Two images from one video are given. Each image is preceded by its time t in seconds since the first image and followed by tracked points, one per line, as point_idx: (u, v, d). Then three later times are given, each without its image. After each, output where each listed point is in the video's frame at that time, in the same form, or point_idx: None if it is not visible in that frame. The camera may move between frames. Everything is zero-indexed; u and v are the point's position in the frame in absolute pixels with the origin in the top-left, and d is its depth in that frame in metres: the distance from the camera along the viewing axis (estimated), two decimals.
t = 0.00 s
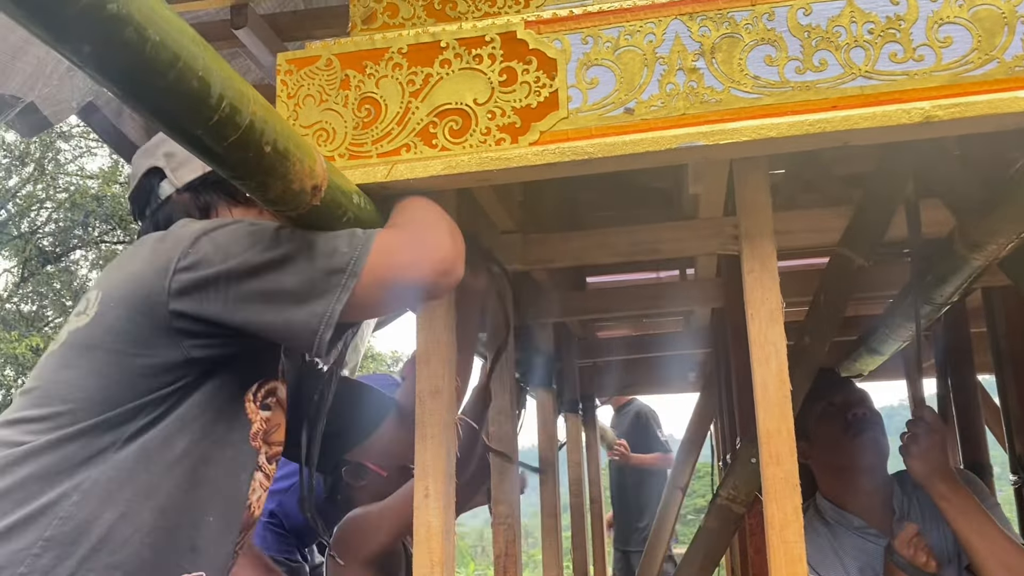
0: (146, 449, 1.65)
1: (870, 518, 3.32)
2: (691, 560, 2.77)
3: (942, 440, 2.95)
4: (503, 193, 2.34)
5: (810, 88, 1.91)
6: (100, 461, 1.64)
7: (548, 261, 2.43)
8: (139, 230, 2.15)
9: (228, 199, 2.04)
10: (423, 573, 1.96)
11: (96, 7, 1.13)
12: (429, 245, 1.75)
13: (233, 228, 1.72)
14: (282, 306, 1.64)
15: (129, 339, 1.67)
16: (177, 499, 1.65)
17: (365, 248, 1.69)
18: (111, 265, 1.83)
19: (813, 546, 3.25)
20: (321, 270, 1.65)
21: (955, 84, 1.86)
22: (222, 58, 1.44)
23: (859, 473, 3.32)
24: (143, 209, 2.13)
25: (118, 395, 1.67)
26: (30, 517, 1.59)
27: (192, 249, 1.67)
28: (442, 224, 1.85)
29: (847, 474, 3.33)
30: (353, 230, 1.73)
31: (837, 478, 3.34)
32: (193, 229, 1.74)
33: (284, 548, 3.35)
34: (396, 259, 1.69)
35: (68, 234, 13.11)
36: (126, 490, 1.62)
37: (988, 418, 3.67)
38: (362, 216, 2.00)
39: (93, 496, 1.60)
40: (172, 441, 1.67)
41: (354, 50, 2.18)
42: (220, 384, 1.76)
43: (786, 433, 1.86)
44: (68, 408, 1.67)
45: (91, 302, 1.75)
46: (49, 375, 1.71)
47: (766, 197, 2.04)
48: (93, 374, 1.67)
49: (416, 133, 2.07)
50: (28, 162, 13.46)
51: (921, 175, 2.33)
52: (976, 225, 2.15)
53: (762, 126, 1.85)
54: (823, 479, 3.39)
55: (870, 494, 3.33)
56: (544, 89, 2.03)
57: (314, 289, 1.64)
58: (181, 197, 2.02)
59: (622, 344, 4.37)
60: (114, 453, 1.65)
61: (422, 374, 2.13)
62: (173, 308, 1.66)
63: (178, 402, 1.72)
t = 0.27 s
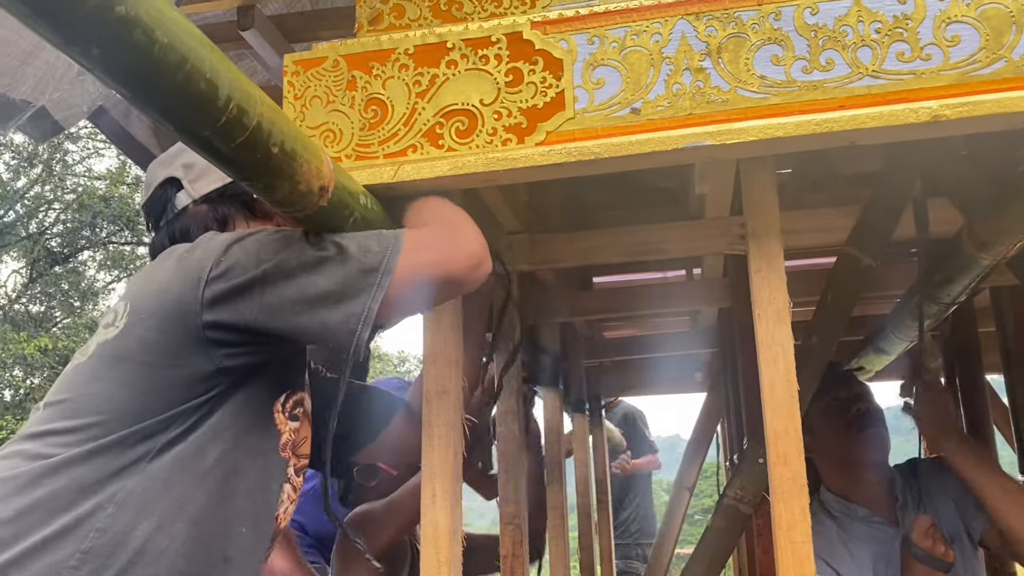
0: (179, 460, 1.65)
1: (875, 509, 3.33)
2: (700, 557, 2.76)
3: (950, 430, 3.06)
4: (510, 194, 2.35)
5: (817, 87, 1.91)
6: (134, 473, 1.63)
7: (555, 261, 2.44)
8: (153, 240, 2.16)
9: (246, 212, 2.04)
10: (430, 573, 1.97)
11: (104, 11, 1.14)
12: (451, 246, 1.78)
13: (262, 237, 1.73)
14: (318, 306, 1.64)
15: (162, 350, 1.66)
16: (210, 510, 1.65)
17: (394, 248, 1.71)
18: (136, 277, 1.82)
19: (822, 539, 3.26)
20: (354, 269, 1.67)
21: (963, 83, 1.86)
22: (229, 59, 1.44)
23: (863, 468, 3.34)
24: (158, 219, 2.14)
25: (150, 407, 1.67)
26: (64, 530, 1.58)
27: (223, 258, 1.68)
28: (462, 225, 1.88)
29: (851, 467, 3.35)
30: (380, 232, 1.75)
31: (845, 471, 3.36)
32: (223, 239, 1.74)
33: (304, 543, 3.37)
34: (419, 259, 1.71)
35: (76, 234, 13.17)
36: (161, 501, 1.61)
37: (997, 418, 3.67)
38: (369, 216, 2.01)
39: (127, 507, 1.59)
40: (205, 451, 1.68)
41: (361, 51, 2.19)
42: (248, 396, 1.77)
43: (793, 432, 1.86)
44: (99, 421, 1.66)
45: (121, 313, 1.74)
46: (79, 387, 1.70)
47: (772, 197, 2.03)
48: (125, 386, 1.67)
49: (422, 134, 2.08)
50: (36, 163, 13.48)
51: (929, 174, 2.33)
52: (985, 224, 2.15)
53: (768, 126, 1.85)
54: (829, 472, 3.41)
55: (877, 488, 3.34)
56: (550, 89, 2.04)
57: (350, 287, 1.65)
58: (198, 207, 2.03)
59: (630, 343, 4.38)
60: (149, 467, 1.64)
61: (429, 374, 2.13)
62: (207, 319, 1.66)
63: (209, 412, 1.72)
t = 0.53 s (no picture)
0: (195, 462, 1.66)
1: (877, 512, 3.30)
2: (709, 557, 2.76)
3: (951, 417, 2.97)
4: (516, 192, 2.35)
5: (824, 85, 1.90)
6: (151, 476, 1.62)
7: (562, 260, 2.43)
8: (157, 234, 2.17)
9: (250, 207, 2.05)
10: (438, 572, 1.97)
11: (112, 10, 1.14)
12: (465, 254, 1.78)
13: (278, 237, 1.74)
14: (332, 307, 1.65)
15: (175, 347, 1.65)
16: (227, 513, 1.66)
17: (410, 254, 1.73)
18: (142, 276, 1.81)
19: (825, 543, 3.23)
20: (370, 273, 1.68)
21: (971, 80, 1.85)
22: (236, 58, 1.45)
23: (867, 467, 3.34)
24: (162, 212, 2.14)
25: (163, 409, 1.66)
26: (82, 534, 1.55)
27: (239, 256, 1.68)
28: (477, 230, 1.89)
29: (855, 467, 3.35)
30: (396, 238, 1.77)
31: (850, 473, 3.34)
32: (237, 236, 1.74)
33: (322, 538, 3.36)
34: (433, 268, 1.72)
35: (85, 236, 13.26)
36: (176, 506, 1.61)
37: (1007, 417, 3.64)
38: (376, 215, 2.01)
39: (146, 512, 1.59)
40: (220, 457, 1.68)
41: (368, 51, 2.19)
42: (263, 399, 1.78)
43: (802, 431, 1.86)
44: (110, 421, 1.63)
45: (130, 312, 1.72)
46: (89, 388, 1.66)
47: (780, 195, 2.03)
48: (140, 385, 1.65)
49: (429, 133, 2.08)
50: (45, 165, 13.54)
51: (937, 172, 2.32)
52: (994, 221, 2.13)
53: (776, 123, 1.84)
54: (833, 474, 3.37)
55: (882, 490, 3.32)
56: (556, 88, 2.04)
57: (366, 291, 1.66)
58: (203, 202, 2.04)
59: (637, 343, 4.37)
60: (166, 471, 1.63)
61: (436, 373, 2.14)
62: (222, 316, 1.66)
63: (223, 411, 1.72)
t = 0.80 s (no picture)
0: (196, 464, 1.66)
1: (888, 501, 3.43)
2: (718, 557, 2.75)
3: (970, 424, 3.04)
4: (522, 192, 2.35)
5: (832, 82, 1.89)
6: (137, 474, 1.70)
7: (569, 259, 2.43)
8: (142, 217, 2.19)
9: (234, 191, 2.08)
10: (446, 572, 1.97)
11: (118, 12, 1.15)
12: (450, 341, 1.81)
13: (277, 257, 1.78)
14: (287, 359, 1.69)
15: (152, 339, 1.73)
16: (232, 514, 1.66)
17: (393, 331, 1.75)
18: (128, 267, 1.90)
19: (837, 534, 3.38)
20: (337, 339, 1.71)
21: (981, 77, 1.84)
22: (243, 59, 1.45)
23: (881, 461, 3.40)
24: (147, 195, 2.16)
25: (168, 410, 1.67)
26: (73, 543, 1.64)
27: (223, 262, 1.74)
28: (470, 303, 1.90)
29: (869, 460, 3.43)
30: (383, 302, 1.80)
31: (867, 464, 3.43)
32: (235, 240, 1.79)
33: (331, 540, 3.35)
34: (420, 360, 1.75)
35: (95, 238, 13.36)
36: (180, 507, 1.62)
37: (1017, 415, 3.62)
38: (383, 215, 2.01)
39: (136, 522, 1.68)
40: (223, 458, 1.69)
41: (374, 51, 2.19)
42: (255, 405, 1.85)
43: (810, 430, 1.85)
44: (95, 415, 1.71)
45: (115, 302, 1.81)
46: (70, 381, 1.76)
47: (788, 193, 2.02)
48: (121, 377, 1.73)
49: (436, 133, 2.08)
50: (55, 167, 13.62)
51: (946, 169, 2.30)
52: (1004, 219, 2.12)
53: (783, 121, 1.83)
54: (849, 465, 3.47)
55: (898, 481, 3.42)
56: (563, 87, 2.03)
57: (322, 357, 1.69)
58: (188, 185, 2.07)
59: (644, 342, 4.37)
60: (146, 471, 1.71)
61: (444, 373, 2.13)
62: (196, 315, 1.73)
63: (208, 415, 1.78)
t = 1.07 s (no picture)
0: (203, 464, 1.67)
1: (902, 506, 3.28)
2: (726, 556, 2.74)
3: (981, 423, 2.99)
4: (528, 191, 2.35)
5: (838, 79, 1.89)
6: (109, 481, 1.48)
7: (575, 258, 2.43)
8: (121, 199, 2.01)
9: (212, 169, 1.89)
10: (453, 572, 1.97)
11: (124, 12, 1.15)
12: (322, 472, 1.49)
13: (236, 286, 1.51)
14: (198, 396, 1.46)
15: (115, 332, 1.52)
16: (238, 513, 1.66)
17: (291, 431, 1.48)
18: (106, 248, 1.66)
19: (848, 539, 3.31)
20: (250, 402, 1.45)
21: (987, 73, 1.83)
22: (249, 60, 1.46)
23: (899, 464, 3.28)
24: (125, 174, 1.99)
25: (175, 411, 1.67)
26: (50, 542, 1.44)
27: (180, 265, 1.50)
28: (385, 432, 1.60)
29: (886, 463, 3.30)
30: (303, 389, 1.53)
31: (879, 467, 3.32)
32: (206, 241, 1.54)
33: (342, 540, 3.34)
34: (285, 470, 1.45)
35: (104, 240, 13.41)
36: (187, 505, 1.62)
37: None
38: (389, 215, 2.01)
39: (117, 525, 1.46)
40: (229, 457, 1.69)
41: (380, 51, 2.20)
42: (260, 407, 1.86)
43: (818, 428, 1.84)
44: (63, 410, 1.50)
45: (86, 285, 1.59)
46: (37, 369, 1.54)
47: (794, 191, 2.02)
48: (86, 366, 1.52)
49: (442, 132, 2.08)
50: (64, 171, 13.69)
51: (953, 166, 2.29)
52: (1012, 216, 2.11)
53: (789, 119, 1.83)
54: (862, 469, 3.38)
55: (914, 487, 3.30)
56: (568, 86, 2.03)
57: (217, 413, 1.44)
58: (164, 164, 1.89)
59: (652, 341, 4.36)
60: (122, 479, 1.48)
61: (450, 373, 2.14)
62: (147, 317, 1.51)
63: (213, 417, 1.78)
